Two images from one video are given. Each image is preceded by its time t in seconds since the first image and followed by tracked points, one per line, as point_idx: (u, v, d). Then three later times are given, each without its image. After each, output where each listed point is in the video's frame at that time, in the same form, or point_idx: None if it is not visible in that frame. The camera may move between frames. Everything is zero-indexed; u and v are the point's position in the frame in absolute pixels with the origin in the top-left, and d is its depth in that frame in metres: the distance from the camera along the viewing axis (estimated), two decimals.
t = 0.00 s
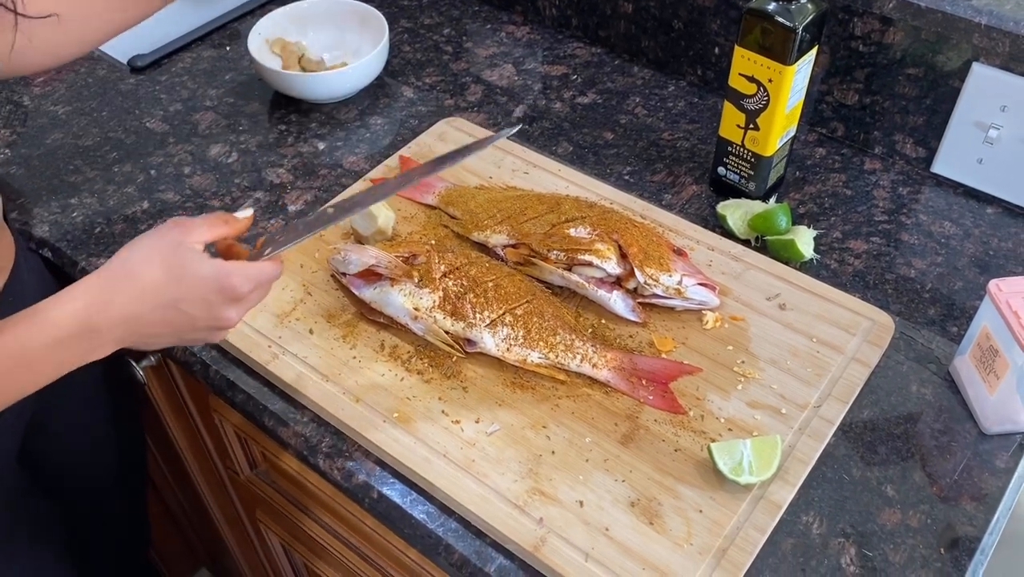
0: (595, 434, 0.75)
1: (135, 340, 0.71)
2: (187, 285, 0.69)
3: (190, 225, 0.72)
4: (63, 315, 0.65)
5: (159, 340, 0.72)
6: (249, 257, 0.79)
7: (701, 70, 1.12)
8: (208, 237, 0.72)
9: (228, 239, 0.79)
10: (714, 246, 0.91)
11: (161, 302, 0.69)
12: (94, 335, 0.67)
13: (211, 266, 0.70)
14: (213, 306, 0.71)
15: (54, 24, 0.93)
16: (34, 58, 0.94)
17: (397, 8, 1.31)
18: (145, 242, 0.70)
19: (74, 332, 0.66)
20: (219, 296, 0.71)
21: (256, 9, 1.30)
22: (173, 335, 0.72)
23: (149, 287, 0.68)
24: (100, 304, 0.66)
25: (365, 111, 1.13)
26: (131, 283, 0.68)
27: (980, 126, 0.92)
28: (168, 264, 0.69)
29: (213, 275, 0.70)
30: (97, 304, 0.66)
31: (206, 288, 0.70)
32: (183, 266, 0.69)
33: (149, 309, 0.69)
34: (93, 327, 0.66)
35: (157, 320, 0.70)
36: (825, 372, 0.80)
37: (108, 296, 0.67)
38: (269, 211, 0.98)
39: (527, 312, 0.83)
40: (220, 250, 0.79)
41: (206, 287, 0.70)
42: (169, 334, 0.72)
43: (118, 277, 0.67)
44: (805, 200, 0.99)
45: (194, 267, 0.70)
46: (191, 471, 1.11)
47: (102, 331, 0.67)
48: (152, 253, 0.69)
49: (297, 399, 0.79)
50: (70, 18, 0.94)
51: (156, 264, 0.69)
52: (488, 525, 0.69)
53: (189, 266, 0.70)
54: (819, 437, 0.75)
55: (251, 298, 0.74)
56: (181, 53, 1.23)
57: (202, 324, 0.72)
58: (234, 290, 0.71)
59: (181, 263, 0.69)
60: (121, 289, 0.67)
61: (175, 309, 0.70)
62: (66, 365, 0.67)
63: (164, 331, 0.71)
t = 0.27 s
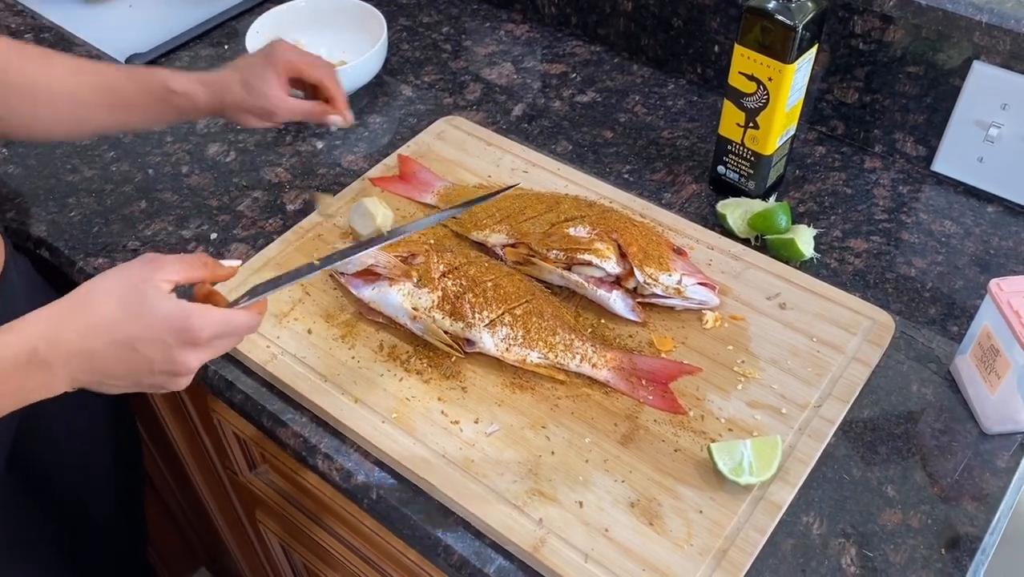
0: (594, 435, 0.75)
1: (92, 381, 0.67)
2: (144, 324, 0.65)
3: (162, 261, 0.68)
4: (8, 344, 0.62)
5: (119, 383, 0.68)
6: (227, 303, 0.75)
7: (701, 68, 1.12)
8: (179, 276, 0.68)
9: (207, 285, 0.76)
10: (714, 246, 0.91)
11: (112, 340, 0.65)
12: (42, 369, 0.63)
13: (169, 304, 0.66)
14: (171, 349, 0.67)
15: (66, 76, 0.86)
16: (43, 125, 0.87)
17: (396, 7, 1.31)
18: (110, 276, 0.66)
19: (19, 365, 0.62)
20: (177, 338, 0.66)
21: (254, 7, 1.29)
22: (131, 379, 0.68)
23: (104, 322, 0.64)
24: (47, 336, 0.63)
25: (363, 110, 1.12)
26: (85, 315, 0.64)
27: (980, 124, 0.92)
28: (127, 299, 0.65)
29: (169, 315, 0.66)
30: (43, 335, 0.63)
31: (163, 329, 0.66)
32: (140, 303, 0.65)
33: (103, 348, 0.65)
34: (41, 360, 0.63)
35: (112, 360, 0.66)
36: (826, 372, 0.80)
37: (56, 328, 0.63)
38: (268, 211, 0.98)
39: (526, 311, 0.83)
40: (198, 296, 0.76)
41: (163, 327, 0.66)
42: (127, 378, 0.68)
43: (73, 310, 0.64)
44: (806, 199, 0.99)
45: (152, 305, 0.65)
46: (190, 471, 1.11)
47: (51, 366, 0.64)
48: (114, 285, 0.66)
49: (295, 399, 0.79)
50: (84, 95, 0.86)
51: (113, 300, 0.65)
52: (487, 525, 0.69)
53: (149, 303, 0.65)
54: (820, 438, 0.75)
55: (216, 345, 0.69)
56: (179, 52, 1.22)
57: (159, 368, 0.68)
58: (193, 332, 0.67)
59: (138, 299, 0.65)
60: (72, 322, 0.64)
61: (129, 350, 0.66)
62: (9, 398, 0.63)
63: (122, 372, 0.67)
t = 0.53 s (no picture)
0: (596, 436, 0.74)
1: (63, 400, 0.67)
2: (110, 339, 0.65)
3: (134, 277, 0.69)
4: None
5: (91, 402, 0.69)
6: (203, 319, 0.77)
7: (702, 67, 1.12)
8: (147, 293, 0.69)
9: (185, 301, 0.78)
10: (716, 246, 0.91)
11: (80, 356, 0.65)
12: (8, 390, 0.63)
13: (139, 319, 0.66)
14: (140, 365, 0.67)
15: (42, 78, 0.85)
16: None
17: (396, 5, 1.30)
18: (79, 292, 0.67)
19: None
20: (147, 353, 0.67)
21: (254, 6, 1.29)
22: (103, 397, 0.68)
23: (70, 339, 0.65)
24: (13, 353, 0.63)
25: (363, 109, 1.12)
26: (51, 333, 0.64)
27: (983, 124, 0.91)
28: (94, 315, 0.66)
29: (140, 330, 0.66)
30: (8, 352, 0.63)
31: (130, 344, 0.66)
32: (109, 318, 0.66)
33: (70, 365, 0.65)
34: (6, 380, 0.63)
35: (81, 377, 0.66)
36: (828, 373, 0.79)
37: (21, 344, 0.63)
38: (268, 212, 0.98)
39: (528, 312, 0.82)
40: (175, 310, 0.77)
41: (130, 342, 0.66)
42: (99, 396, 0.68)
43: (39, 326, 0.64)
44: (808, 198, 0.98)
45: (121, 320, 0.66)
46: (190, 472, 1.11)
47: (17, 386, 0.64)
48: (80, 303, 0.66)
49: (296, 401, 0.79)
50: (50, 86, 0.86)
51: (82, 317, 0.65)
52: (488, 528, 0.69)
53: (116, 318, 0.66)
54: (822, 439, 0.74)
55: (190, 360, 0.69)
56: (178, 51, 1.22)
57: (131, 384, 0.68)
58: (164, 347, 0.67)
59: (107, 314, 0.66)
60: (38, 339, 0.64)
61: (97, 366, 0.66)
62: None
63: (92, 390, 0.67)
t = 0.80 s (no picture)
0: (599, 437, 0.74)
1: (72, 403, 0.68)
2: (117, 342, 0.66)
3: (134, 278, 0.69)
4: None
5: (100, 404, 0.69)
6: (200, 315, 0.76)
7: (704, 65, 1.11)
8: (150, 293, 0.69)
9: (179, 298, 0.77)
10: (719, 245, 0.90)
11: (89, 359, 0.65)
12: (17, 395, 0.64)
13: (145, 321, 0.67)
14: (147, 366, 0.67)
15: None
16: None
17: (397, 3, 1.30)
18: (82, 296, 0.67)
19: None
20: (154, 355, 0.67)
21: (254, 5, 1.28)
22: (111, 399, 0.69)
23: (76, 343, 0.65)
24: (21, 359, 0.63)
25: (364, 108, 1.12)
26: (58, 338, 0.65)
27: (987, 122, 0.91)
28: (100, 318, 0.66)
29: (145, 332, 0.67)
30: (16, 358, 0.63)
31: (137, 347, 0.66)
32: (114, 321, 0.66)
33: (78, 369, 0.65)
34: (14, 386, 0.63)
35: (89, 381, 0.66)
36: (832, 373, 0.79)
37: (29, 350, 0.64)
38: (269, 211, 0.97)
39: (530, 312, 0.82)
40: (171, 309, 0.76)
41: (137, 344, 0.66)
42: (108, 398, 0.69)
43: (46, 331, 0.64)
44: (811, 197, 0.98)
45: (127, 322, 0.66)
46: (191, 473, 1.11)
47: (26, 391, 0.64)
48: (84, 306, 0.66)
49: (297, 401, 0.78)
50: None
51: (88, 321, 0.66)
52: (490, 529, 0.68)
53: (122, 321, 0.66)
54: (826, 439, 0.74)
55: (197, 358, 0.70)
56: (179, 49, 1.21)
57: (139, 386, 0.68)
58: (170, 348, 0.67)
59: (112, 317, 0.66)
60: (45, 344, 0.64)
61: (105, 369, 0.66)
62: None
63: (100, 392, 0.68)
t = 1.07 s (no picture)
0: (598, 438, 0.74)
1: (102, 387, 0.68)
2: (143, 325, 0.66)
3: (150, 259, 0.69)
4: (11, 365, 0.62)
5: (128, 386, 0.70)
6: (215, 292, 0.76)
7: (704, 64, 1.11)
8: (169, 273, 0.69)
9: (191, 276, 0.76)
10: (719, 245, 0.90)
11: (117, 344, 0.66)
12: (49, 384, 0.64)
13: (167, 302, 0.67)
14: (175, 346, 0.68)
15: None
16: None
17: (396, 2, 1.29)
18: (101, 282, 0.67)
19: (26, 381, 0.63)
20: (180, 334, 0.68)
21: (253, 4, 1.28)
22: (140, 380, 0.70)
23: (103, 328, 0.65)
24: (50, 348, 0.64)
25: (363, 108, 1.11)
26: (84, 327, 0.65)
27: (988, 122, 0.90)
28: (123, 303, 0.66)
29: (170, 313, 0.67)
30: (47, 349, 0.64)
31: (163, 328, 0.67)
32: (138, 304, 0.66)
33: (107, 354, 0.66)
34: (46, 375, 0.64)
35: (119, 364, 0.67)
36: (832, 374, 0.78)
37: (58, 340, 0.64)
38: (267, 212, 0.97)
39: (529, 313, 0.82)
40: (184, 287, 0.76)
41: (162, 325, 0.67)
42: (137, 379, 0.69)
43: (71, 319, 0.65)
44: (811, 197, 0.98)
45: (150, 304, 0.66)
46: (190, 473, 1.10)
47: (58, 378, 0.65)
48: (103, 292, 0.66)
49: (295, 403, 0.78)
50: None
51: (111, 306, 0.66)
52: (489, 531, 0.68)
53: (145, 304, 0.66)
54: (826, 441, 0.74)
55: (220, 334, 0.70)
56: (177, 49, 1.21)
57: (167, 365, 0.69)
58: (195, 328, 0.68)
59: (135, 301, 0.66)
60: (71, 332, 0.64)
61: (134, 351, 0.67)
62: (23, 415, 0.64)
63: (129, 375, 0.68)
